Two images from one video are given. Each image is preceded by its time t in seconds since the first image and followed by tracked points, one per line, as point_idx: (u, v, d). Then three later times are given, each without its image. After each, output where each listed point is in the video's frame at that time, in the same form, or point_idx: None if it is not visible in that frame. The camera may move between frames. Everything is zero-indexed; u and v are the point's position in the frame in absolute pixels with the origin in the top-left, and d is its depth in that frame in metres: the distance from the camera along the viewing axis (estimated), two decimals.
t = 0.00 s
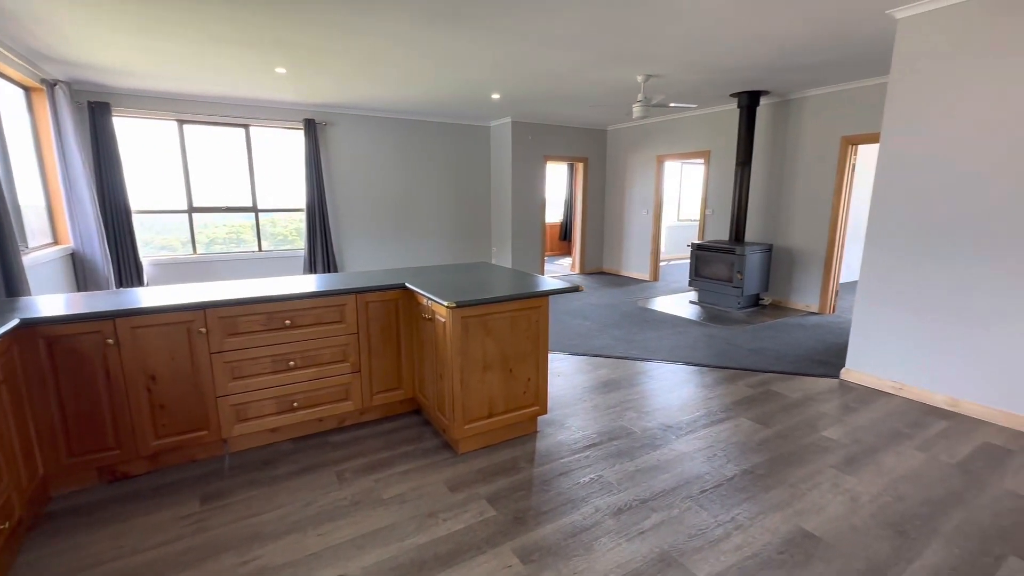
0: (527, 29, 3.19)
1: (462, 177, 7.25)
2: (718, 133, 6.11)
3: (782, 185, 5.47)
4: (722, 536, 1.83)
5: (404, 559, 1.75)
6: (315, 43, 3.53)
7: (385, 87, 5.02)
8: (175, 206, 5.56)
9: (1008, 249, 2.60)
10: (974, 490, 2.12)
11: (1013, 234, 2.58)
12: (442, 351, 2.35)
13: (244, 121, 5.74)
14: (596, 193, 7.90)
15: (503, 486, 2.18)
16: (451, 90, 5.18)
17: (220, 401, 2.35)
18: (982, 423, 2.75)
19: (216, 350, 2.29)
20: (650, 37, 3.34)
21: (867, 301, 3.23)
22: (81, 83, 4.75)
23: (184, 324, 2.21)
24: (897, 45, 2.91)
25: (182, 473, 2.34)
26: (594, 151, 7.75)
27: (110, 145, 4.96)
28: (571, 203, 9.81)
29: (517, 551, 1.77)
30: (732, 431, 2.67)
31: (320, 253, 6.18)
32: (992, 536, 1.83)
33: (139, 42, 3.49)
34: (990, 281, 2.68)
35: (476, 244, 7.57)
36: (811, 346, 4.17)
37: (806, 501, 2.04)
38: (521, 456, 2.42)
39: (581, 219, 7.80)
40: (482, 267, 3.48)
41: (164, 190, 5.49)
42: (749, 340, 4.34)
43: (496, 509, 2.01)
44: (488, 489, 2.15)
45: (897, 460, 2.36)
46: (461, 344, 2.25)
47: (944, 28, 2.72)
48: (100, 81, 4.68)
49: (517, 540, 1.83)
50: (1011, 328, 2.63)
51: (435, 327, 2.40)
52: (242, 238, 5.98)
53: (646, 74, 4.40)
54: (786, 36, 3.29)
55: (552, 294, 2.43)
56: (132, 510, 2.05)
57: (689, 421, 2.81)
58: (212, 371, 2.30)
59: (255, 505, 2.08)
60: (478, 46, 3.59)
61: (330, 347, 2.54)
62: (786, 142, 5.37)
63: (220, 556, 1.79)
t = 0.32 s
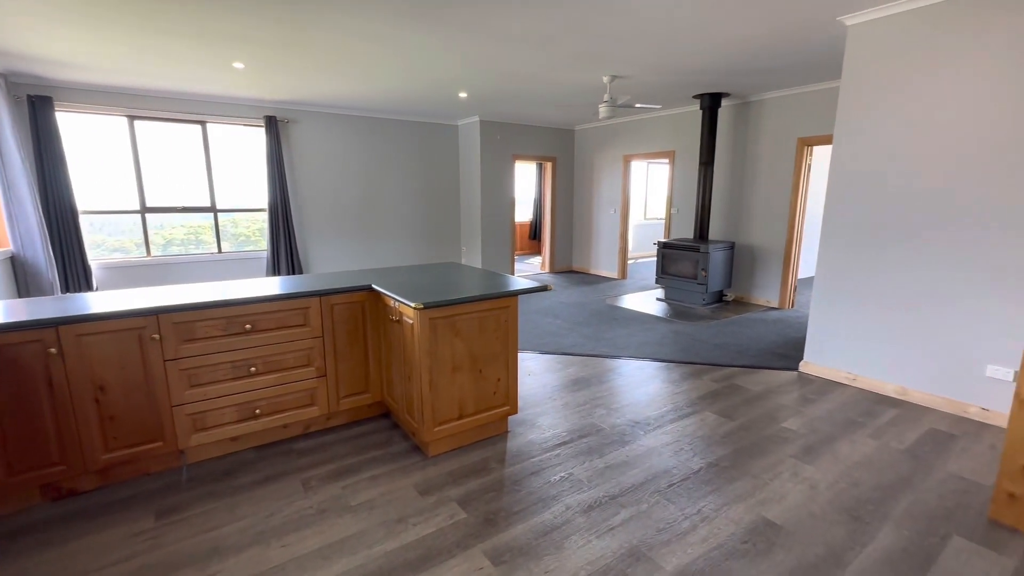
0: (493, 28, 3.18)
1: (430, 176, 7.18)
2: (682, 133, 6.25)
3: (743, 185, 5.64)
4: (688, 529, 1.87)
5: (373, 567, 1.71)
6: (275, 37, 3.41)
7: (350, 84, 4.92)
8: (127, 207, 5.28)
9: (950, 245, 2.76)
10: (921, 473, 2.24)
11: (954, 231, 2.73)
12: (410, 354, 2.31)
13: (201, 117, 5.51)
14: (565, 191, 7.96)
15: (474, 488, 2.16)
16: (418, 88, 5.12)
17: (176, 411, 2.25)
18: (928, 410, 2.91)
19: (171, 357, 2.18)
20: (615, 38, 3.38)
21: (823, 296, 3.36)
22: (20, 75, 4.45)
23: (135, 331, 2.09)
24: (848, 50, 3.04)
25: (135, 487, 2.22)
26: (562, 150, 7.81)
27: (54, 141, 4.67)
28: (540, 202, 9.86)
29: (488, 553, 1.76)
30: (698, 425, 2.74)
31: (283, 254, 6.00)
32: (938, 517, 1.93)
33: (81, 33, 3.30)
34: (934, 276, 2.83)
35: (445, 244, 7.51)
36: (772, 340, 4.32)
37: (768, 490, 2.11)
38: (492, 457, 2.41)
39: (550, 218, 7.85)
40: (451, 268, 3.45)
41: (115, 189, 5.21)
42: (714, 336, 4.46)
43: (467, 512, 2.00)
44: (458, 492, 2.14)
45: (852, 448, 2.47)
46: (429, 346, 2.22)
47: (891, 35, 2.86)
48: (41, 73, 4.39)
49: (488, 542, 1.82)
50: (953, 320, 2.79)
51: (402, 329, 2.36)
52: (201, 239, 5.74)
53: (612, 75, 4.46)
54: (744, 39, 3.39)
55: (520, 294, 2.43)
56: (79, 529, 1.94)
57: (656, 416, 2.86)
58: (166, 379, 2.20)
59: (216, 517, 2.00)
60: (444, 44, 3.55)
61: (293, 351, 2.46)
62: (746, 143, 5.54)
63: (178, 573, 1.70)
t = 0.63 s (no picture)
0: (453, 23, 3.14)
1: (394, 174, 7.06)
2: (643, 132, 6.38)
3: (702, 183, 5.80)
4: (653, 522, 1.91)
5: None
6: (224, 28, 3.26)
7: (307, 79, 4.78)
8: (66, 207, 4.95)
9: (892, 240, 2.91)
10: (868, 458, 2.36)
11: (895, 226, 2.89)
12: (373, 356, 2.26)
13: (147, 112, 5.23)
14: (530, 190, 7.98)
15: (441, 491, 2.14)
16: (378, 84, 5.03)
17: (122, 424, 2.12)
18: (874, 397, 3.07)
19: (114, 367, 2.06)
20: (576, 37, 3.40)
21: (778, 290, 3.49)
22: None
23: (74, 340, 1.96)
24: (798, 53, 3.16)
25: (78, 506, 2.08)
26: (527, 149, 7.82)
27: None
28: (505, 200, 9.85)
29: (455, 557, 1.74)
30: (662, 418, 2.79)
31: (240, 255, 5.77)
32: (884, 499, 2.04)
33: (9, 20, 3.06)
34: (878, 270, 2.99)
35: (410, 243, 7.41)
36: (731, 334, 4.46)
37: (728, 480, 2.18)
38: (459, 458, 2.39)
39: (515, 216, 7.86)
40: (415, 268, 3.39)
41: (52, 189, 4.88)
42: (676, 330, 4.57)
43: (434, 516, 1.97)
44: (425, 495, 2.10)
45: (805, 436, 2.58)
46: (392, 348, 2.18)
47: (837, 39, 2.99)
48: None
49: (455, 546, 1.80)
50: (896, 311, 2.95)
51: (364, 332, 2.30)
52: (150, 241, 5.45)
53: (575, 74, 4.49)
54: (701, 40, 3.47)
55: (485, 294, 2.41)
56: (13, 555, 1.80)
57: (621, 411, 2.91)
58: (110, 391, 2.07)
59: (167, 535, 1.90)
60: (404, 39, 3.48)
61: (250, 357, 2.37)
62: (704, 142, 5.70)
63: None
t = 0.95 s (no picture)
0: (421, 17, 3.09)
1: (363, 172, 6.93)
2: (613, 130, 6.44)
3: (671, 180, 5.90)
4: (627, 516, 1.92)
5: None
6: (179, 19, 3.12)
7: (271, 73, 4.64)
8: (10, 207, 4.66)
9: (851, 234, 3.01)
10: (831, 445, 2.44)
11: (853, 221, 2.99)
12: (341, 358, 2.21)
13: (99, 107, 4.96)
14: (503, 187, 7.96)
15: (415, 493, 2.11)
16: (345, 79, 4.92)
17: (74, 435, 2.01)
18: (836, 386, 3.18)
19: (64, 376, 1.94)
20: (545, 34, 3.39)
21: (745, 284, 3.58)
22: None
23: (18, 349, 1.84)
24: (761, 53, 3.24)
25: (27, 524, 1.96)
26: (499, 146, 7.79)
27: None
28: (477, 198, 9.80)
29: (429, 560, 1.72)
30: (634, 412, 2.83)
31: (204, 256, 5.57)
32: (846, 484, 2.12)
33: None
34: (838, 263, 3.09)
35: (382, 242, 7.30)
36: (700, 328, 4.55)
37: (699, 471, 2.22)
38: (433, 459, 2.35)
39: (488, 214, 7.83)
40: (385, 267, 3.33)
41: None
42: (647, 325, 4.64)
43: (407, 519, 1.94)
44: (398, 498, 2.07)
45: (772, 425, 2.65)
46: (361, 349, 2.13)
47: (798, 39, 3.07)
48: None
49: (429, 548, 1.78)
50: (856, 302, 3.06)
51: (333, 333, 2.24)
52: (106, 243, 5.20)
53: (544, 70, 4.49)
54: (668, 39, 3.51)
55: (456, 292, 2.37)
56: None
57: (595, 407, 2.93)
58: (61, 401, 1.95)
59: (124, 550, 1.81)
60: (370, 32, 3.41)
61: (212, 362, 2.28)
62: (672, 139, 5.80)
63: None
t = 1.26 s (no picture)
0: (388, 10, 3.02)
1: (332, 169, 6.78)
2: (585, 125, 6.47)
3: (642, 175, 5.97)
4: (605, 509, 1.94)
5: None
6: (131, 8, 2.96)
7: (232, 66, 4.48)
8: None
9: (815, 226, 3.11)
10: (800, 431, 2.51)
11: (818, 214, 3.08)
12: (313, 360, 2.14)
13: (47, 101, 4.69)
14: (476, 183, 7.91)
15: (392, 494, 2.07)
16: (311, 73, 4.80)
17: (26, 449, 1.89)
18: (803, 373, 3.28)
19: (14, 386, 1.83)
20: (516, 28, 3.37)
21: (715, 276, 3.65)
22: None
23: None
24: (727, 50, 3.30)
25: None
26: (471, 142, 7.73)
27: None
28: (450, 194, 9.72)
29: (407, 562, 1.69)
30: (611, 406, 2.85)
31: (166, 257, 5.35)
32: (814, 469, 2.18)
33: None
34: (804, 254, 3.18)
35: (353, 241, 7.16)
36: (673, 320, 4.63)
37: (674, 462, 2.25)
38: (409, 460, 2.32)
39: (461, 210, 7.77)
40: (357, 265, 3.26)
41: None
42: (622, 319, 4.69)
43: (384, 521, 1.90)
44: (374, 501, 2.03)
45: (743, 415, 2.71)
46: (333, 350, 2.07)
47: (763, 35, 3.13)
48: None
49: (407, 551, 1.75)
50: (821, 292, 3.15)
51: (303, 334, 2.18)
52: (59, 244, 4.95)
53: (515, 65, 4.47)
54: (637, 34, 3.54)
55: (429, 289, 2.34)
56: None
57: (571, 401, 2.94)
58: (10, 414, 1.84)
59: (83, 568, 1.72)
60: (336, 24, 3.32)
61: (176, 368, 2.18)
62: (643, 135, 5.86)
63: None
